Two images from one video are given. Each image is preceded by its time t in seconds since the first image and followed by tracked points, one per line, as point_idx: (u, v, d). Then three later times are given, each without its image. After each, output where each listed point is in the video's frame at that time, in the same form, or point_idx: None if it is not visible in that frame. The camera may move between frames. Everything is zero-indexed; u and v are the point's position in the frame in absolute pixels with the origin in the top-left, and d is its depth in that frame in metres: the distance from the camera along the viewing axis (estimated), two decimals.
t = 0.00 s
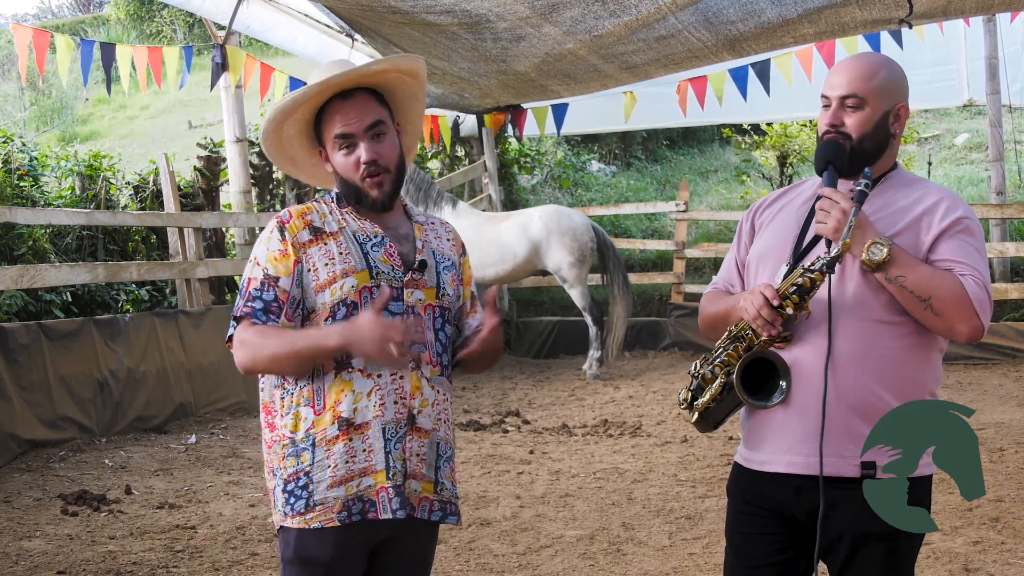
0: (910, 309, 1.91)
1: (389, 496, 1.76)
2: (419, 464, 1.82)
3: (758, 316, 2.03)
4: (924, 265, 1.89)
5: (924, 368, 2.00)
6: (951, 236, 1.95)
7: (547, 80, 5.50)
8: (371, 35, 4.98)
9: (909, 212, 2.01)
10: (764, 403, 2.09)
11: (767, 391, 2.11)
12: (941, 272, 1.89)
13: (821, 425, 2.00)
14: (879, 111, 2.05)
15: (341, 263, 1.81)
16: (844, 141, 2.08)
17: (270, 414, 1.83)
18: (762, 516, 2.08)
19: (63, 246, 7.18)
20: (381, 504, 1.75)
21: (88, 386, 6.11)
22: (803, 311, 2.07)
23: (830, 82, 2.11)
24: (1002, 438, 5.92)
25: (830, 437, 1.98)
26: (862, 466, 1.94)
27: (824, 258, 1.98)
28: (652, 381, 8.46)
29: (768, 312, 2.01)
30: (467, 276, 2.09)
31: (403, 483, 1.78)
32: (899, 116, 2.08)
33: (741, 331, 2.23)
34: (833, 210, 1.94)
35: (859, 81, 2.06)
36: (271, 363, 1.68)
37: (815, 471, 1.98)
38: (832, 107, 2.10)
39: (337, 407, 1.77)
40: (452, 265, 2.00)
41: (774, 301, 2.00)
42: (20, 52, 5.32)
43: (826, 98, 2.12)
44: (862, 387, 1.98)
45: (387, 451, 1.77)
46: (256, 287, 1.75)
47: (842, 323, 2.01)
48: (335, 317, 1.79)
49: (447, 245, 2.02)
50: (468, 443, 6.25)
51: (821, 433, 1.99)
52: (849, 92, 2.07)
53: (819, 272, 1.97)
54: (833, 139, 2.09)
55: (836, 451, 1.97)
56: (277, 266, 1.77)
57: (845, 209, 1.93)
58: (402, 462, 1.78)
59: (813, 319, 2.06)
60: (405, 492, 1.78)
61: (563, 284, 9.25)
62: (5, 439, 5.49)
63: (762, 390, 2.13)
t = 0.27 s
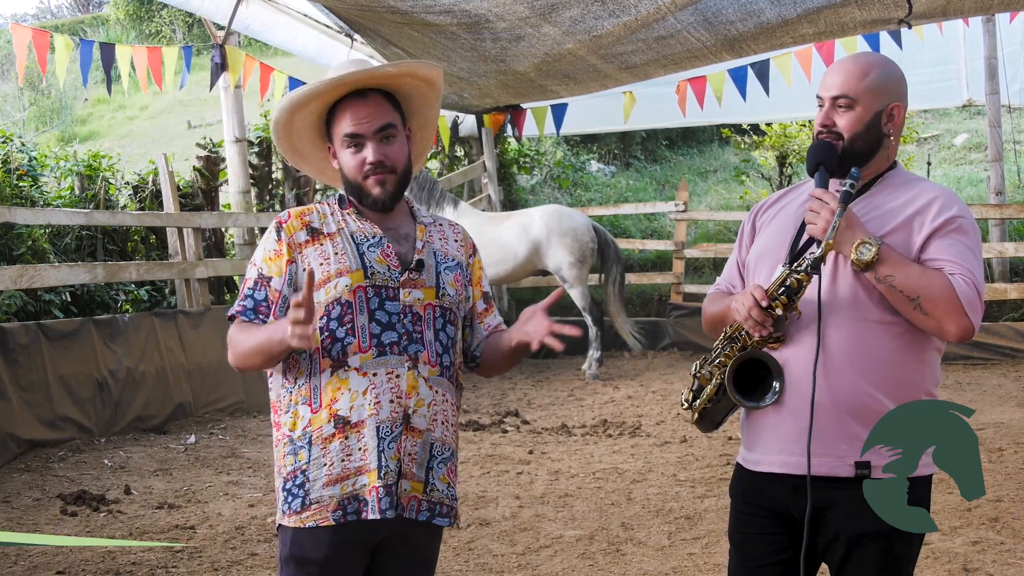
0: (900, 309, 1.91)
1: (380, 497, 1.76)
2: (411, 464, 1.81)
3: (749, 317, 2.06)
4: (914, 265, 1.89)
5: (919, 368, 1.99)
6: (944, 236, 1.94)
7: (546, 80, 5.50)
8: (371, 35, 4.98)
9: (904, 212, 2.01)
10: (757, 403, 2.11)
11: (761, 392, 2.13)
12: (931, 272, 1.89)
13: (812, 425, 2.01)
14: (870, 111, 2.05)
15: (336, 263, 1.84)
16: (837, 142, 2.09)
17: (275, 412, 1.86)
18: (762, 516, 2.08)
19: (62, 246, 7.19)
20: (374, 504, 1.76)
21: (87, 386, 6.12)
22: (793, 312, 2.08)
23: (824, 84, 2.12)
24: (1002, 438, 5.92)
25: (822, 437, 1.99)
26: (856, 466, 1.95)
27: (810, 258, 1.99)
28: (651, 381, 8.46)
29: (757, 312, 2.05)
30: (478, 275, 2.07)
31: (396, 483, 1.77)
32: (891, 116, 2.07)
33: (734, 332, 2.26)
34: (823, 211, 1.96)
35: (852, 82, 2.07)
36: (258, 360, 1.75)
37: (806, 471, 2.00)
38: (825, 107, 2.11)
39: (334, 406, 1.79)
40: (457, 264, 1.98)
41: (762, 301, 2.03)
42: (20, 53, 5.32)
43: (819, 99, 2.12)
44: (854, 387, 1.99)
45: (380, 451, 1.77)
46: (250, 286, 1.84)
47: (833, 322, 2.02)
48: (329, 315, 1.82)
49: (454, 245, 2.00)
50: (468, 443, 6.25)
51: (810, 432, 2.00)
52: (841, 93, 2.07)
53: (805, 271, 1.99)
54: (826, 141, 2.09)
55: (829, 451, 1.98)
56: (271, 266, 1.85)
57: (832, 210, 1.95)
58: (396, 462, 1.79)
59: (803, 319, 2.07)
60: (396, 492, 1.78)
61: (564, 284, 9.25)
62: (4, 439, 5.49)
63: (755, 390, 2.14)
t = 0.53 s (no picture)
0: (900, 311, 1.91)
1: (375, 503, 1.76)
2: (409, 468, 1.82)
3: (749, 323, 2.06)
4: (913, 266, 1.89)
5: (919, 369, 1.99)
6: (942, 236, 1.94)
7: (545, 80, 5.50)
8: (369, 35, 4.98)
9: (902, 212, 2.01)
10: (756, 406, 2.09)
11: (761, 395, 2.11)
12: (930, 273, 1.89)
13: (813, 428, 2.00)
14: (873, 108, 2.06)
15: (327, 268, 1.82)
16: (840, 139, 2.08)
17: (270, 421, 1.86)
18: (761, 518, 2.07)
19: (61, 246, 7.19)
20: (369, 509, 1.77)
21: (86, 387, 6.11)
22: (793, 314, 2.08)
23: (821, 82, 2.11)
24: (1001, 438, 5.92)
25: (822, 440, 1.99)
26: (857, 468, 1.95)
27: (811, 262, 2.00)
28: (650, 382, 8.47)
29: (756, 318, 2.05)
30: (465, 271, 2.05)
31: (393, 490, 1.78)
32: (892, 113, 2.09)
33: (737, 334, 2.20)
34: (823, 212, 1.95)
35: (853, 81, 2.06)
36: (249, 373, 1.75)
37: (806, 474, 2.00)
38: (825, 107, 2.10)
39: (330, 413, 1.79)
40: (447, 262, 1.98)
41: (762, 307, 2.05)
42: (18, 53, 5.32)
43: (818, 98, 2.12)
44: (853, 390, 1.99)
45: (377, 458, 1.78)
46: (246, 297, 1.79)
47: (833, 325, 2.02)
48: (322, 321, 1.82)
49: (442, 242, 1.99)
50: (466, 443, 6.24)
51: (811, 436, 2.00)
52: (842, 89, 2.07)
53: (806, 275, 2.00)
54: (827, 139, 2.08)
55: (830, 454, 1.98)
56: (264, 275, 1.80)
57: (833, 212, 1.94)
58: (393, 468, 1.80)
59: (804, 323, 2.07)
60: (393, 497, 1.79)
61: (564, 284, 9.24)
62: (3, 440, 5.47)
63: (755, 393, 2.13)
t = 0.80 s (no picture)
0: (913, 312, 1.91)
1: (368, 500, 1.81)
2: (413, 463, 1.87)
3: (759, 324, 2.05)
4: (927, 268, 1.89)
5: (925, 368, 2.00)
6: (951, 237, 1.95)
7: (543, 80, 5.50)
8: (368, 35, 4.98)
9: (910, 213, 2.01)
10: (766, 404, 2.08)
11: (768, 392, 2.11)
12: (943, 274, 1.89)
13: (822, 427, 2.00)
14: (868, 106, 2.07)
15: (314, 269, 1.80)
16: (845, 143, 2.08)
17: (253, 429, 1.82)
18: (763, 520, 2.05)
19: (59, 246, 7.19)
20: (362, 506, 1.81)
21: (84, 387, 6.11)
22: (803, 313, 2.07)
23: (814, 88, 2.11)
24: (999, 438, 5.92)
25: (830, 439, 1.99)
26: (863, 467, 1.95)
27: (829, 262, 1.99)
28: (649, 381, 8.47)
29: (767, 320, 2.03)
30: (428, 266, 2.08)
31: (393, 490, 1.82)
32: (885, 107, 2.10)
33: (741, 331, 2.21)
34: (834, 215, 1.94)
35: (843, 83, 2.07)
36: (243, 379, 1.71)
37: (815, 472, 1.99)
38: (821, 115, 2.10)
39: (323, 416, 1.77)
40: (417, 258, 2.01)
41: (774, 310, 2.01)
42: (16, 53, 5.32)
43: (812, 108, 2.11)
44: (861, 388, 1.99)
45: (377, 458, 1.80)
46: (235, 300, 1.73)
47: (843, 324, 2.02)
48: (311, 323, 1.80)
49: (408, 238, 2.03)
50: (465, 444, 6.24)
51: (820, 436, 1.99)
52: (835, 93, 2.07)
53: (823, 275, 1.99)
54: (832, 145, 2.09)
55: (839, 453, 1.97)
56: (252, 277, 1.74)
57: (848, 214, 1.93)
58: (392, 465, 1.83)
59: (814, 321, 2.07)
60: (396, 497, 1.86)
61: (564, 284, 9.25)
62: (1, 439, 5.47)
63: (762, 390, 2.12)
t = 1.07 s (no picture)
0: (917, 310, 1.91)
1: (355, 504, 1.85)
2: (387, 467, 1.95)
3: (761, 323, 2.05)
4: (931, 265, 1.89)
5: (927, 368, 2.01)
6: (953, 235, 1.95)
7: (541, 80, 5.50)
8: (366, 35, 4.98)
9: (911, 211, 2.01)
10: (770, 405, 2.08)
11: (773, 393, 2.11)
12: (946, 272, 1.89)
13: (824, 427, 2.00)
14: (874, 105, 2.07)
15: (293, 268, 1.80)
16: (849, 139, 2.07)
17: (220, 435, 1.79)
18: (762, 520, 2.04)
19: (57, 247, 7.19)
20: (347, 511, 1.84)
21: (82, 387, 6.11)
22: (806, 312, 2.07)
23: (819, 84, 2.11)
24: (997, 438, 5.93)
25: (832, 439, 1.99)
26: (865, 467, 1.95)
27: (833, 261, 1.99)
28: (647, 382, 8.47)
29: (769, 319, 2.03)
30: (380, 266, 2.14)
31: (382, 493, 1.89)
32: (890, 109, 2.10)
33: (744, 333, 2.24)
34: (839, 210, 1.93)
35: (851, 81, 2.06)
36: (223, 381, 1.68)
37: (817, 473, 1.99)
38: (828, 108, 2.09)
39: (306, 419, 1.78)
40: (375, 258, 2.06)
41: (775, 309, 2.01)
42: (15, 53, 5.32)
43: (818, 100, 2.11)
44: (864, 387, 1.99)
45: (361, 461, 1.85)
46: (209, 300, 1.69)
47: (846, 323, 2.01)
48: (290, 322, 1.80)
49: (365, 238, 2.07)
50: (463, 444, 6.23)
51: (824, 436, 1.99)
52: (842, 90, 2.07)
53: (827, 274, 1.99)
54: (834, 140, 2.07)
55: (842, 453, 1.98)
56: (227, 276, 1.70)
57: (851, 211, 1.92)
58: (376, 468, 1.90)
59: (817, 321, 2.06)
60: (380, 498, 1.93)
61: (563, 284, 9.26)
62: None
63: (767, 391, 2.12)
